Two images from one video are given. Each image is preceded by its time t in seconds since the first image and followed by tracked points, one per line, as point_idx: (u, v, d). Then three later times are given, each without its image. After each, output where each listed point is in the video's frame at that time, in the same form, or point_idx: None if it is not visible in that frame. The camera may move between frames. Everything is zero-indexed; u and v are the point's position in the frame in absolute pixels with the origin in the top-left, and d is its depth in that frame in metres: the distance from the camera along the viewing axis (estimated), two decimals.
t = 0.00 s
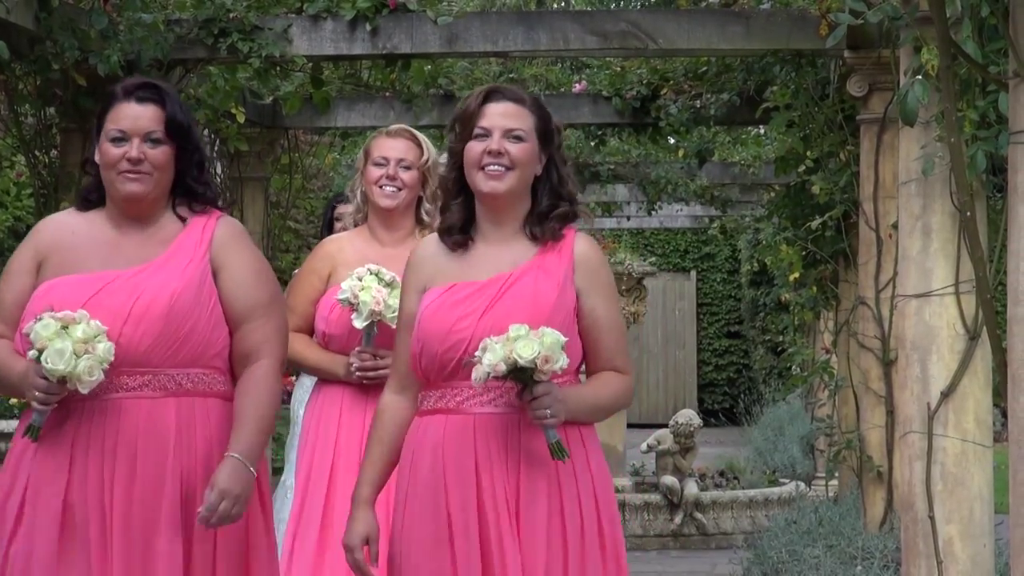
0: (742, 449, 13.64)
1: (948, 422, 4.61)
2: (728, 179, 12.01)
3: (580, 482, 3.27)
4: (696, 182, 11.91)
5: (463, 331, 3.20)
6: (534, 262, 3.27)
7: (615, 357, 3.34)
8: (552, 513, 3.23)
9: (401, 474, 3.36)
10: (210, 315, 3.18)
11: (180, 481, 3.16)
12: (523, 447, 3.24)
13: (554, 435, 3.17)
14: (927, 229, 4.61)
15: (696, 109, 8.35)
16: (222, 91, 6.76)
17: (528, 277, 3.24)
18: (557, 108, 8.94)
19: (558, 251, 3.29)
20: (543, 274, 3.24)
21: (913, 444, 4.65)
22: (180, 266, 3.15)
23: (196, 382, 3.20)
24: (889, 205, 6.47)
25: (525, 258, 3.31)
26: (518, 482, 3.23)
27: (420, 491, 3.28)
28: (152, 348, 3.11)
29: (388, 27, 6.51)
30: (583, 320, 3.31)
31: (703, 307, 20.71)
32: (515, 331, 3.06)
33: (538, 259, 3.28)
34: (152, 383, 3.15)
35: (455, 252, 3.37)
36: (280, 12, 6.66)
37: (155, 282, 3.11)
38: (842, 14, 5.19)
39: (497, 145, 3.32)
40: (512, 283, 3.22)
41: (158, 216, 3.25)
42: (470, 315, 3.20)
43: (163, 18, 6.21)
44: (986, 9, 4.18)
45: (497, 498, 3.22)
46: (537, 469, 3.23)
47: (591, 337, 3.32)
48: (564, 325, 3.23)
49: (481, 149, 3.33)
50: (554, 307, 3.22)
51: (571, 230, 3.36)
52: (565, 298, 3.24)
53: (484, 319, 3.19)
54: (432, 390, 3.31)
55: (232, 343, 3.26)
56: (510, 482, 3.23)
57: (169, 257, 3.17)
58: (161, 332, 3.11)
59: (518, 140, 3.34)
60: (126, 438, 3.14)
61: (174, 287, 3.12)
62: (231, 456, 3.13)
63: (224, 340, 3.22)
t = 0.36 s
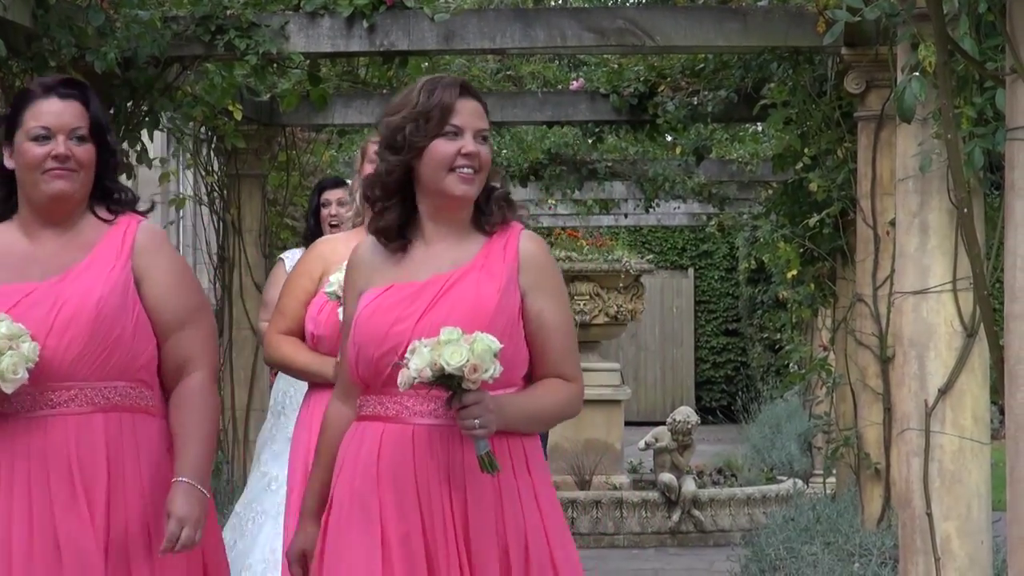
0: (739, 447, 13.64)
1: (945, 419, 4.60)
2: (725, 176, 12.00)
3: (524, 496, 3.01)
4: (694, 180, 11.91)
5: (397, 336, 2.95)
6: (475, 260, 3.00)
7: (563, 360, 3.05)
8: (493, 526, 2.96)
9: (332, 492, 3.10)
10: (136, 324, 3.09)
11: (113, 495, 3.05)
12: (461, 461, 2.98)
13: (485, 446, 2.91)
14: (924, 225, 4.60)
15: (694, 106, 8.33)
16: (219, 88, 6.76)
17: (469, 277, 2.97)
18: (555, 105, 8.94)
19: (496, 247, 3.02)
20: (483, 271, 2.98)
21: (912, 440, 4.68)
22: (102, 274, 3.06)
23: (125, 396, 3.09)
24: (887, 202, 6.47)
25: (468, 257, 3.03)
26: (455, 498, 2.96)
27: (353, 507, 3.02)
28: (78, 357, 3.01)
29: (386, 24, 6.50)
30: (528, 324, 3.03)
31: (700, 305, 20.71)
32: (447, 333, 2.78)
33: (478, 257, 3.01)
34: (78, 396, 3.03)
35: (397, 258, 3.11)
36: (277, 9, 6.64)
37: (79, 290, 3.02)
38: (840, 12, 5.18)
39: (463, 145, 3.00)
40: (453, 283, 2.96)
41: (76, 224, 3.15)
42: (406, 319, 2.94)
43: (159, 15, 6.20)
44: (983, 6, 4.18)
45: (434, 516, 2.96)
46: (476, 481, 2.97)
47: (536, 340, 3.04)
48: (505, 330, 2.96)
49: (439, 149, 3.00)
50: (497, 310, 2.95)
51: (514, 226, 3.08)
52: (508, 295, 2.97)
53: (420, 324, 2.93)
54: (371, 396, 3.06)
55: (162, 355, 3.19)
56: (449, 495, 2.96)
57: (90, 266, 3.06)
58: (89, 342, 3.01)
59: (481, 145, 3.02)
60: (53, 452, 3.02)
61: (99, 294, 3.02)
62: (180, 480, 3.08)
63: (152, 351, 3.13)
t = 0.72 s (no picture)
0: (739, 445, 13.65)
1: (944, 417, 4.58)
2: (724, 175, 12.00)
3: (459, 485, 2.86)
4: (693, 178, 11.91)
5: (332, 323, 2.71)
6: (405, 238, 2.79)
7: (492, 339, 2.91)
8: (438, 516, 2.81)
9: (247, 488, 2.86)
10: (107, 310, 2.77)
11: (83, 494, 2.73)
12: (399, 455, 2.78)
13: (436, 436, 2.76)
14: (923, 224, 4.61)
15: (693, 104, 8.35)
16: (218, 88, 6.77)
17: (403, 258, 2.76)
18: (553, 104, 8.94)
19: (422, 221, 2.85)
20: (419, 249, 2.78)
21: (911, 439, 4.67)
22: (73, 256, 2.74)
23: (92, 385, 2.76)
24: (885, 200, 6.47)
25: (395, 237, 2.80)
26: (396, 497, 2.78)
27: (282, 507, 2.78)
28: (47, 344, 2.69)
29: (385, 23, 6.50)
30: (458, 303, 2.87)
31: (700, 303, 20.72)
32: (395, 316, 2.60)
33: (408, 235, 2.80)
34: (47, 385, 2.71)
35: (319, 242, 2.81)
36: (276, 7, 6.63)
37: (49, 272, 2.70)
38: (839, 11, 5.18)
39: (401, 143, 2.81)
40: (387, 263, 2.74)
41: (36, 204, 2.82)
42: (341, 305, 2.71)
43: (158, 15, 6.21)
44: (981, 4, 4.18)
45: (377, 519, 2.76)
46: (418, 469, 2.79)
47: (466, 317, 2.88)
48: (441, 312, 2.78)
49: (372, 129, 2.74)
50: (435, 292, 2.76)
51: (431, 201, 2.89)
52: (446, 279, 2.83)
53: (356, 309, 2.71)
54: (291, 387, 2.80)
55: (132, 341, 2.90)
56: (390, 481, 2.77)
57: (59, 245, 2.75)
58: (63, 329, 2.70)
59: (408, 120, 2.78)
60: (18, 447, 2.68)
61: (72, 277, 2.71)
62: (168, 469, 2.85)
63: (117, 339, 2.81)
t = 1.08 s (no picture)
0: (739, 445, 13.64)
1: (945, 417, 4.59)
2: (725, 175, 11.99)
3: (392, 527, 2.53)
4: (694, 178, 11.89)
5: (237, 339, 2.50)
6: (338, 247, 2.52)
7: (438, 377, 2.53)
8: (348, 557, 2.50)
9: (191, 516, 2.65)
10: (88, 314, 2.63)
11: (61, 502, 2.57)
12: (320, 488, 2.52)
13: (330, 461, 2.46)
14: (924, 225, 4.61)
15: (693, 105, 8.35)
16: (219, 87, 6.76)
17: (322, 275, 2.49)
18: (554, 103, 8.94)
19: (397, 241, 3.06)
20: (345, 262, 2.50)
21: (911, 440, 4.67)
22: (59, 255, 2.61)
23: (70, 390, 2.61)
24: (886, 201, 6.48)
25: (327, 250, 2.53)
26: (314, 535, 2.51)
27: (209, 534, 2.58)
28: (26, 343, 2.55)
29: (385, 22, 6.49)
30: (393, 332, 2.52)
31: (700, 303, 20.73)
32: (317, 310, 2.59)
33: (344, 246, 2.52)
34: (21, 386, 2.55)
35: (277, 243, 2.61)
36: (277, 6, 6.61)
37: (33, 268, 2.56)
38: (840, 11, 5.17)
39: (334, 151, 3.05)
40: (310, 275, 2.49)
41: (27, 198, 2.69)
42: (248, 320, 2.50)
43: (159, 13, 6.20)
44: (984, 5, 4.17)
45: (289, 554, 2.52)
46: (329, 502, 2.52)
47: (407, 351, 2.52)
48: (362, 331, 2.48)
49: (278, 105, 2.53)
50: (346, 311, 2.46)
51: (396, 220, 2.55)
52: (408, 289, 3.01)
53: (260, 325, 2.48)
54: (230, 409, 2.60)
55: (103, 356, 2.73)
56: (305, 514, 2.52)
57: (45, 242, 2.61)
58: (42, 326, 2.55)
59: (337, 82, 2.47)
60: None
61: (55, 275, 2.57)
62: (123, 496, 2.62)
63: (94, 342, 2.65)
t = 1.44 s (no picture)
0: (738, 446, 13.65)
1: (945, 418, 4.59)
2: (725, 175, 11.99)
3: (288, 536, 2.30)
4: (694, 179, 11.89)
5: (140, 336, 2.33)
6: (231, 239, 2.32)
7: (332, 364, 2.26)
8: (239, 571, 2.31)
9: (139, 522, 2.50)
10: (20, 331, 2.55)
11: None
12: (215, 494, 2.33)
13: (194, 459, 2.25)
14: (924, 225, 4.61)
15: (694, 104, 8.34)
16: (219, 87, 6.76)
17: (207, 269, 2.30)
18: (555, 103, 8.93)
19: (411, 251, 3.29)
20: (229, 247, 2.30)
21: (911, 440, 4.67)
22: None
23: (6, 410, 2.54)
24: (887, 201, 6.50)
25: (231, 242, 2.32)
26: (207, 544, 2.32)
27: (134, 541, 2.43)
28: None
29: (385, 22, 6.50)
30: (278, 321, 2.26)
31: (700, 303, 20.75)
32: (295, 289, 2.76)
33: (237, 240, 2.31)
34: None
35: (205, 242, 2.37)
36: (277, 6, 6.61)
37: None
38: (841, 11, 5.17)
39: (351, 148, 3.21)
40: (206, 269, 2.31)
41: None
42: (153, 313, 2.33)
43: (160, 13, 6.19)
44: (985, 5, 4.17)
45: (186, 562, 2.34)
46: (221, 506, 2.32)
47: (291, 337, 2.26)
48: (237, 326, 2.25)
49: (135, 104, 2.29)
50: (220, 303, 2.25)
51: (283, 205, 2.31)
52: (413, 295, 3.23)
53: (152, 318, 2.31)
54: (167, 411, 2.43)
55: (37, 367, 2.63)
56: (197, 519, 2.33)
57: None
58: None
59: (188, 69, 2.24)
60: None
61: None
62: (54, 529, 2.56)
63: (17, 344, 2.55)
